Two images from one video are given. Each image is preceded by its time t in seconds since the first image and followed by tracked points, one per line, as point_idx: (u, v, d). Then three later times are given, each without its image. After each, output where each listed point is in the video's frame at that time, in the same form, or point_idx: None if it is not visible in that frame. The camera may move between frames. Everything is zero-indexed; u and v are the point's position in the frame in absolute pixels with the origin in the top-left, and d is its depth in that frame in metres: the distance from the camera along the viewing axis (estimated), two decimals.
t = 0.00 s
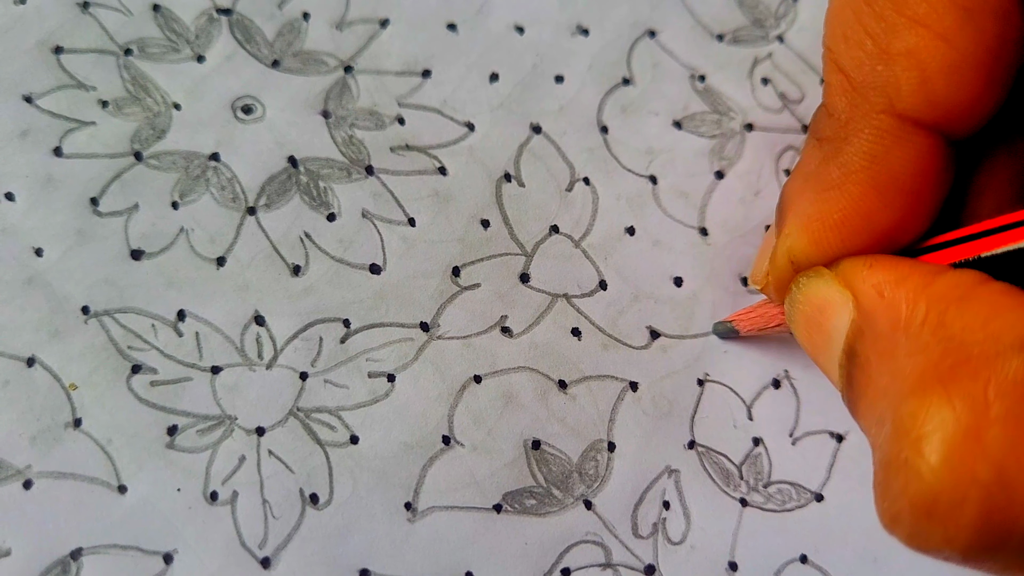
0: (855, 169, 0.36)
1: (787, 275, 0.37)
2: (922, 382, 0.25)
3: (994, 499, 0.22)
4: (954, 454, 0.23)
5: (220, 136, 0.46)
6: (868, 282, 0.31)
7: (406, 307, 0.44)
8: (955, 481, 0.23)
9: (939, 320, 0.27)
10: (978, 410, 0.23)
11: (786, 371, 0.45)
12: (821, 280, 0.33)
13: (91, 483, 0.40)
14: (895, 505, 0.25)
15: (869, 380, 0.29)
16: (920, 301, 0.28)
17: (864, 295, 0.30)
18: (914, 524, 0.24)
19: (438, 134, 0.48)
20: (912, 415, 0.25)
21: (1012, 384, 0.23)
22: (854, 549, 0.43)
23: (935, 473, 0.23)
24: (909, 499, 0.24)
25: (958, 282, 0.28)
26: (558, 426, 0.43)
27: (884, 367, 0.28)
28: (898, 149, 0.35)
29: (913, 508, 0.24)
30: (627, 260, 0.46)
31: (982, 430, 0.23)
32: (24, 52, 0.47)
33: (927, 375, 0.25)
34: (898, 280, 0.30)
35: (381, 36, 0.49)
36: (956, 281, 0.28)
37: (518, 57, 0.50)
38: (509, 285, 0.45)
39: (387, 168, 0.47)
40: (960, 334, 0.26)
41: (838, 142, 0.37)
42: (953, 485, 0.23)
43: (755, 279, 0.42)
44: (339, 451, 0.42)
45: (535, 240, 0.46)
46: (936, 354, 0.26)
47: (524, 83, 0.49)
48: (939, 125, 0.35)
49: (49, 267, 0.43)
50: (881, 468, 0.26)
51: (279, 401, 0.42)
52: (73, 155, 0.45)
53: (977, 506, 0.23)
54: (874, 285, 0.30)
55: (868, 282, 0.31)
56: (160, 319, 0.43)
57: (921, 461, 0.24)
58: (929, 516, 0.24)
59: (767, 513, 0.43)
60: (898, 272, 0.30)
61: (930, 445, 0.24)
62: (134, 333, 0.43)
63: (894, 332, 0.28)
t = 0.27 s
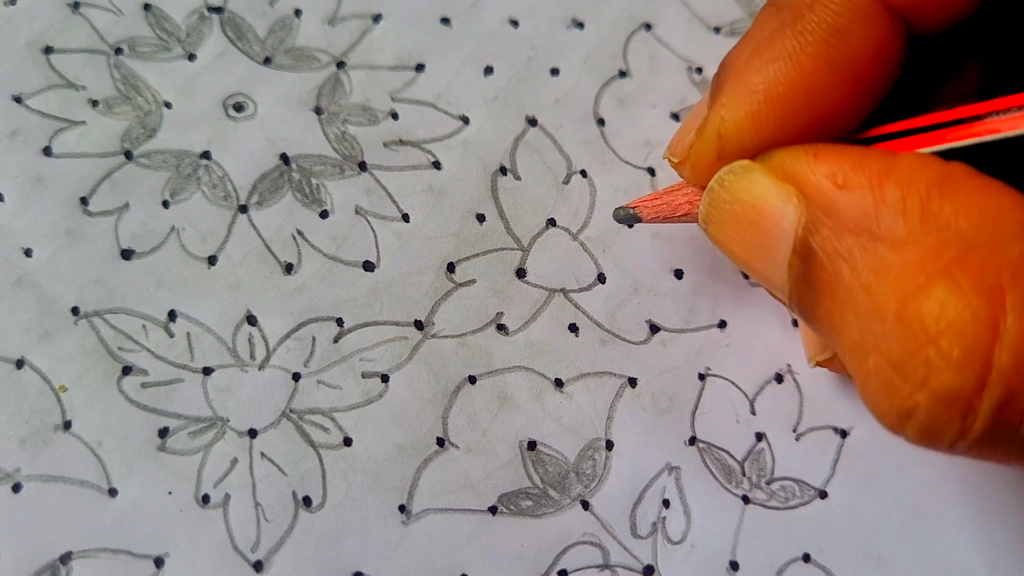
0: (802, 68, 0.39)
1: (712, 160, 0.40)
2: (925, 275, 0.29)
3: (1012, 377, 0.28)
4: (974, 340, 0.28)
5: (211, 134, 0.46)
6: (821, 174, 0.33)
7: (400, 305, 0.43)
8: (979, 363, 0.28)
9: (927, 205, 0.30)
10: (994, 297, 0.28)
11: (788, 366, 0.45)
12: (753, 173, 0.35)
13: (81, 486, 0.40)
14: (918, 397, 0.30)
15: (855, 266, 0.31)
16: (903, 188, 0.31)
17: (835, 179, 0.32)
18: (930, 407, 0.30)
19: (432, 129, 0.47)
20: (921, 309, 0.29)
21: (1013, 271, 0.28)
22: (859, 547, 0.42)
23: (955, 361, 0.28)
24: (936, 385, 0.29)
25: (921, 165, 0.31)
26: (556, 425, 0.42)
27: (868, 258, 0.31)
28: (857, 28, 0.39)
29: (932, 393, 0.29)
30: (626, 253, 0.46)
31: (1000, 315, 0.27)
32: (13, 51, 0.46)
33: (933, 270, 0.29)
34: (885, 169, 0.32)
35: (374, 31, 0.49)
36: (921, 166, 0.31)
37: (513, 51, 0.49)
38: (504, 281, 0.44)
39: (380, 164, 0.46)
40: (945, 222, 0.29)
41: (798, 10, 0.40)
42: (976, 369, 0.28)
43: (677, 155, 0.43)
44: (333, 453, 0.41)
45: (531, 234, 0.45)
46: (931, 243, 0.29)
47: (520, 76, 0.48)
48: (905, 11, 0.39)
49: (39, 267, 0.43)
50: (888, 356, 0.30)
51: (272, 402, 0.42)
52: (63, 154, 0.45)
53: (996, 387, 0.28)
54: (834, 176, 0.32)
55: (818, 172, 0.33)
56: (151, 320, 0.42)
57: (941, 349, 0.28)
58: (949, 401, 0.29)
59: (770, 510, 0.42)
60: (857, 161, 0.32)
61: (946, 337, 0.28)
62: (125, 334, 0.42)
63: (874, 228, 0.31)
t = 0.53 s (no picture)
0: (734, 110, 0.39)
1: (653, 202, 0.41)
2: (850, 309, 0.30)
3: (937, 403, 0.29)
4: (897, 371, 0.28)
5: (207, 136, 0.46)
6: (750, 212, 0.34)
7: (397, 307, 0.44)
8: (904, 393, 0.29)
9: (850, 238, 0.31)
10: (914, 328, 0.28)
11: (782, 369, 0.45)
12: (692, 215, 0.36)
13: (77, 487, 0.40)
14: (848, 426, 0.31)
15: (785, 299, 0.32)
16: (827, 220, 0.32)
17: (762, 218, 0.33)
18: (864, 436, 0.30)
19: (428, 132, 0.47)
20: (848, 341, 0.30)
21: (933, 302, 0.29)
22: (851, 549, 0.43)
23: (882, 391, 0.29)
24: (865, 414, 0.30)
25: (843, 198, 0.32)
26: (551, 427, 0.43)
27: (798, 292, 0.32)
28: (778, 75, 0.38)
29: (863, 422, 0.30)
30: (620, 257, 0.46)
31: (922, 346, 0.28)
32: (8, 51, 0.46)
33: (858, 304, 0.30)
34: (808, 203, 0.33)
35: (370, 33, 0.49)
36: (844, 198, 0.32)
37: (509, 54, 0.49)
38: (500, 284, 0.45)
39: (376, 166, 0.46)
40: (868, 254, 0.30)
41: (723, 59, 0.40)
42: (902, 398, 0.29)
43: (623, 196, 0.44)
44: (329, 455, 0.41)
45: (527, 237, 0.46)
46: (857, 275, 0.30)
47: (515, 79, 0.49)
48: (819, 59, 0.38)
49: (34, 269, 0.43)
50: (822, 387, 0.31)
51: (268, 404, 0.42)
52: (58, 156, 0.44)
53: (924, 413, 0.29)
54: (759, 214, 0.34)
55: (748, 211, 0.34)
56: (147, 321, 0.42)
57: (867, 380, 0.29)
58: (880, 428, 0.30)
59: (765, 512, 0.43)
60: (779, 197, 0.33)
61: (874, 367, 0.29)
62: (121, 336, 0.42)
63: (801, 260, 0.32)
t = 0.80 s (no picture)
0: (704, 125, 0.40)
1: (629, 214, 0.41)
2: (819, 319, 0.30)
3: (906, 410, 0.29)
4: (866, 379, 0.29)
5: (207, 140, 0.46)
6: (723, 223, 0.34)
7: (396, 310, 0.44)
8: (873, 400, 0.29)
9: (820, 249, 0.31)
10: (881, 337, 0.29)
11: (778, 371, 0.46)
12: (666, 226, 0.37)
13: (77, 488, 0.40)
14: (820, 433, 0.31)
15: (759, 308, 0.33)
16: (798, 231, 0.32)
17: (735, 229, 0.34)
18: (835, 442, 0.31)
19: (426, 137, 0.48)
20: (818, 350, 0.30)
21: (901, 312, 0.29)
22: (846, 549, 0.43)
23: (851, 399, 0.29)
24: (836, 422, 0.30)
25: (815, 209, 0.32)
26: (548, 430, 0.43)
27: (771, 302, 0.32)
28: (744, 92, 0.39)
29: (834, 429, 0.30)
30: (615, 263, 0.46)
31: (890, 354, 0.29)
32: (9, 55, 0.46)
33: (827, 314, 0.30)
34: (779, 214, 0.33)
35: (369, 38, 0.49)
36: (815, 209, 0.32)
37: (506, 60, 0.50)
38: (498, 287, 0.45)
39: (375, 171, 0.47)
40: (838, 264, 0.31)
41: (693, 75, 0.40)
42: (872, 405, 0.29)
43: (602, 208, 0.44)
44: (328, 455, 0.41)
45: (524, 243, 0.46)
46: (826, 285, 0.31)
47: (513, 86, 0.49)
48: (786, 74, 0.39)
49: (35, 272, 0.43)
50: (794, 395, 0.31)
51: (267, 405, 0.42)
52: (59, 159, 0.45)
53: (893, 420, 0.29)
54: (733, 225, 0.34)
55: (722, 223, 0.34)
56: (147, 324, 0.43)
57: (836, 388, 0.30)
58: (851, 435, 0.30)
59: (761, 514, 0.43)
60: (753, 208, 0.34)
61: (843, 375, 0.29)
62: (121, 338, 0.42)
63: (772, 271, 0.32)
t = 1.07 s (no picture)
0: (724, 129, 0.40)
1: (651, 215, 0.42)
2: (828, 315, 0.31)
3: (910, 408, 0.29)
4: (870, 376, 0.29)
5: (210, 141, 0.46)
6: (743, 222, 0.35)
7: (397, 310, 0.44)
8: (877, 397, 0.29)
9: (833, 247, 0.32)
10: (886, 334, 0.29)
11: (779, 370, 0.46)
12: (688, 223, 0.38)
13: (80, 487, 0.40)
14: (824, 429, 0.31)
15: (773, 306, 0.34)
16: (813, 230, 0.33)
17: (753, 227, 0.35)
18: (839, 439, 0.31)
19: (428, 138, 0.48)
20: (825, 347, 0.31)
21: (906, 310, 0.29)
22: (847, 548, 0.43)
23: (854, 396, 0.30)
24: (840, 419, 0.31)
25: (832, 210, 0.33)
26: (550, 429, 0.43)
27: (784, 299, 0.33)
28: (764, 95, 0.40)
29: (838, 426, 0.31)
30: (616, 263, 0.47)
31: (894, 351, 0.29)
32: (13, 57, 0.47)
33: (835, 311, 0.31)
34: (798, 214, 0.34)
35: (371, 40, 0.50)
36: (832, 209, 0.33)
37: (506, 63, 0.50)
38: (500, 287, 0.45)
39: (377, 172, 0.47)
40: (849, 262, 0.31)
41: (711, 80, 0.41)
42: (875, 402, 0.29)
43: (623, 211, 0.45)
44: (331, 454, 0.41)
45: (525, 244, 0.46)
46: (837, 283, 0.31)
47: (514, 88, 0.50)
48: (804, 78, 0.40)
49: (39, 272, 0.43)
50: (802, 392, 0.32)
51: (270, 404, 0.42)
52: (63, 160, 0.45)
53: (896, 417, 0.29)
54: (751, 224, 0.35)
55: (742, 221, 0.35)
56: (150, 323, 0.43)
57: (841, 385, 0.30)
58: (855, 432, 0.30)
59: (762, 512, 0.43)
60: (771, 209, 0.35)
61: (848, 372, 0.30)
62: (124, 337, 0.42)
63: (785, 268, 0.33)
